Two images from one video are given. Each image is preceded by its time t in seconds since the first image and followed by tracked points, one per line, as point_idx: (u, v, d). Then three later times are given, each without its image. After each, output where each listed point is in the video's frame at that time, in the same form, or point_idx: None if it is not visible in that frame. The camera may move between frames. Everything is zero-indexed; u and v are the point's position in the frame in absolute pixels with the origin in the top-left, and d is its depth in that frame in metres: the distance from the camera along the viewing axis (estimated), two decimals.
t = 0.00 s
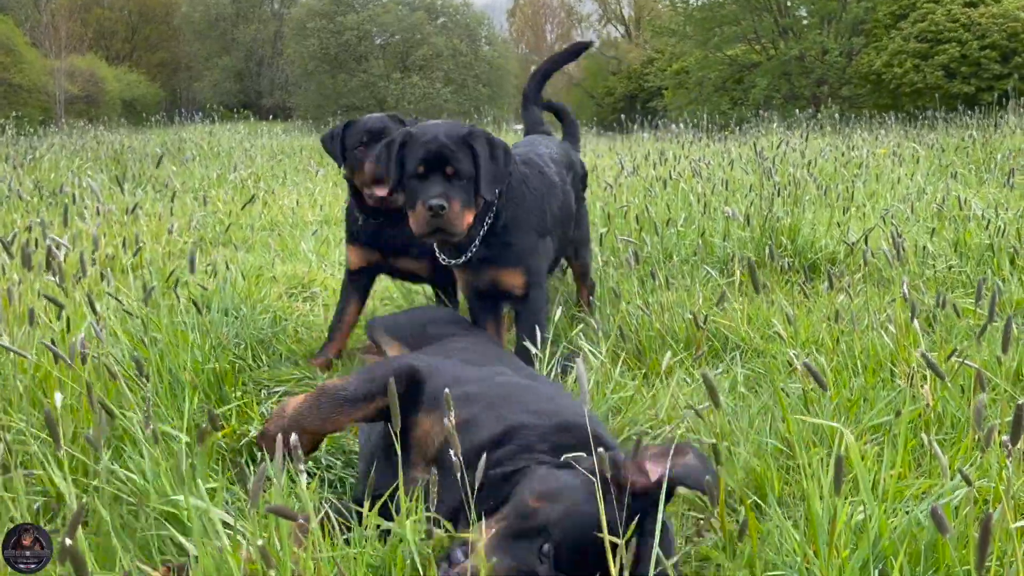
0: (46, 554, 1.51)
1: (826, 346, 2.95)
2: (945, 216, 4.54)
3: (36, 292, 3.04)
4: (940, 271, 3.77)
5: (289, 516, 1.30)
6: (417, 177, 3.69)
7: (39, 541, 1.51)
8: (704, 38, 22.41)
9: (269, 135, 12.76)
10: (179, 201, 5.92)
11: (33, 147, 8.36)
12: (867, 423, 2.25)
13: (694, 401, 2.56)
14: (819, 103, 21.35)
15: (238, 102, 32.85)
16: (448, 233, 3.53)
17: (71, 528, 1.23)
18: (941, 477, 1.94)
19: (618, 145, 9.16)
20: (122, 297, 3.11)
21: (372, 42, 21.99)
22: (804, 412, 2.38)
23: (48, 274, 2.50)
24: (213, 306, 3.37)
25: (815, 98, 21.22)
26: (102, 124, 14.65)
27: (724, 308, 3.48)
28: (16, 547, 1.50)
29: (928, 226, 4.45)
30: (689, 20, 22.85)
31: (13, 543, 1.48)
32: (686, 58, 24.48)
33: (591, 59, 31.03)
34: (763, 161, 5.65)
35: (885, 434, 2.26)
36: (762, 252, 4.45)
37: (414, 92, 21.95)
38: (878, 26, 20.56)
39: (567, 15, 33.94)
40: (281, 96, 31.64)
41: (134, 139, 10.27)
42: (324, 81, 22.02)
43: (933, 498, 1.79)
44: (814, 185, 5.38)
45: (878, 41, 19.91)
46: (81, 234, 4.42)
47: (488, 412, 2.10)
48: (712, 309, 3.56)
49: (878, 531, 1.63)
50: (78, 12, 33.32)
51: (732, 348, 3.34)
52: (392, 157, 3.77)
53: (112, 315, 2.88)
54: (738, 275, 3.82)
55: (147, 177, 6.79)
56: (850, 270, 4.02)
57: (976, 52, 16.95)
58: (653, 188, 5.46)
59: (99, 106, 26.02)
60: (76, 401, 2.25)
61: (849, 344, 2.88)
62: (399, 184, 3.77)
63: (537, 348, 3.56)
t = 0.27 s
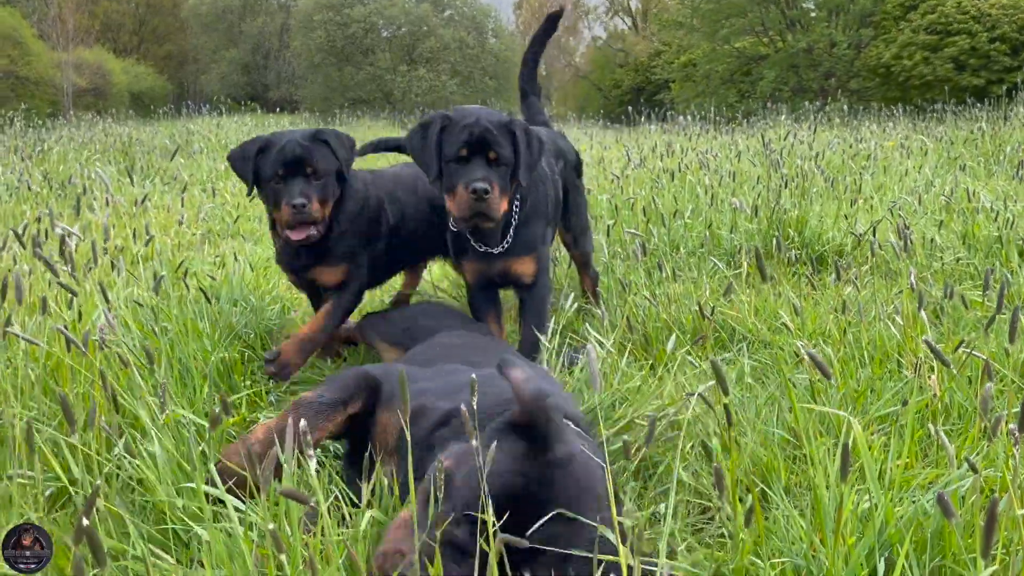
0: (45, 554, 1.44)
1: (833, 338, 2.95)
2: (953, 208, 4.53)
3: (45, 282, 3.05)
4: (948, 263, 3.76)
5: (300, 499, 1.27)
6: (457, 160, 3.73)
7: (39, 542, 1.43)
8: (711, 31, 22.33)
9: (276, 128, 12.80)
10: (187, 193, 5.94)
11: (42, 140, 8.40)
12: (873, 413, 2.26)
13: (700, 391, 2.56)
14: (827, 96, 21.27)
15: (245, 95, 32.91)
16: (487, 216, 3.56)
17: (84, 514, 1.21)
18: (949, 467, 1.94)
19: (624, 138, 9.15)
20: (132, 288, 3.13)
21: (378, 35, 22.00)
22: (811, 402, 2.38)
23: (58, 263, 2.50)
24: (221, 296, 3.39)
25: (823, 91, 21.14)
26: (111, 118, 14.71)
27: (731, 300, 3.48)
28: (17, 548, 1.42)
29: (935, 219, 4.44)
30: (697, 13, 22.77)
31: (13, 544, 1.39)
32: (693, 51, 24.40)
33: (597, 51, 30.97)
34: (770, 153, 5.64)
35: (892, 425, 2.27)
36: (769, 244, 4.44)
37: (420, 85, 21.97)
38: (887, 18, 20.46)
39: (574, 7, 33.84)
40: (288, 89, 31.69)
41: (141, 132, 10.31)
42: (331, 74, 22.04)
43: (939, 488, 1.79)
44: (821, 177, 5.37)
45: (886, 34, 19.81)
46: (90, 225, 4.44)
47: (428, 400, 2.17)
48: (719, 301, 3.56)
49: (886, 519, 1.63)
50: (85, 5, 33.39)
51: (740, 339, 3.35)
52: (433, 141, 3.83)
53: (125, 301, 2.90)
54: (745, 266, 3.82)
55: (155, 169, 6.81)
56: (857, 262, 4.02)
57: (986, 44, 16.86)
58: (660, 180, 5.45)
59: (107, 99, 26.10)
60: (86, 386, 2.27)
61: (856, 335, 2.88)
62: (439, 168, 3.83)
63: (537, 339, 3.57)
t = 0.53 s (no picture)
0: (45, 554, 1.47)
1: (844, 327, 2.96)
2: (967, 200, 4.51)
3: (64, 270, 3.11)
4: (961, 254, 3.75)
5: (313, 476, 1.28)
6: (491, 164, 3.91)
7: (39, 541, 1.47)
8: (724, 23, 22.20)
9: (288, 121, 12.84)
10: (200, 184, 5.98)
11: (57, 132, 8.47)
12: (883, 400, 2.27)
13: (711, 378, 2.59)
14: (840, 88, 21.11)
15: (257, 88, 33.00)
16: (520, 219, 3.71)
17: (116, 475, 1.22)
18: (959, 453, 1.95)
19: (635, 130, 9.13)
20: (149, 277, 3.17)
21: (389, 28, 22.00)
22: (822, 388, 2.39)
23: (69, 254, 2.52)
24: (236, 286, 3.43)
25: (836, 84, 21.00)
26: (124, 110, 14.80)
27: (742, 290, 3.49)
28: (16, 547, 1.46)
29: (948, 210, 4.43)
30: (709, 5, 22.62)
31: (13, 544, 1.44)
32: (706, 44, 24.28)
33: (609, 44, 30.87)
34: (782, 145, 5.63)
35: (902, 412, 2.28)
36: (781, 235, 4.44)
37: (431, 78, 21.99)
38: (902, 10, 20.25)
39: None
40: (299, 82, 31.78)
41: (155, 124, 10.38)
42: (342, 67, 22.07)
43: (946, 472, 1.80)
44: (834, 168, 5.36)
45: (901, 25, 19.63)
46: (105, 215, 4.49)
47: (432, 402, 2.27)
48: (731, 292, 3.56)
49: (894, 503, 1.64)
50: None
51: (751, 329, 3.36)
52: (463, 145, 4.04)
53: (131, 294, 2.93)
54: (756, 257, 3.82)
55: (168, 161, 6.86)
56: (870, 253, 4.01)
57: (1003, 36, 16.69)
58: (671, 171, 5.46)
59: (120, 93, 26.26)
60: (95, 370, 2.32)
61: (866, 325, 2.89)
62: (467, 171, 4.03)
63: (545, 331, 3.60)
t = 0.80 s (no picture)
0: (45, 554, 1.51)
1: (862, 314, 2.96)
2: (986, 189, 4.49)
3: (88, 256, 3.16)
4: (980, 243, 3.74)
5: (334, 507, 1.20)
6: (569, 175, 3.99)
7: (39, 542, 1.51)
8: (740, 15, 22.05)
9: (303, 112, 12.91)
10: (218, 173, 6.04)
11: (77, 123, 8.57)
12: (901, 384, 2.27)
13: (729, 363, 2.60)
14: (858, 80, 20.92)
15: (272, 81, 33.16)
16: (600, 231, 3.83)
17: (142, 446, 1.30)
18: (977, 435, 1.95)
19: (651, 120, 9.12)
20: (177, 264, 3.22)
21: (404, 21, 22.04)
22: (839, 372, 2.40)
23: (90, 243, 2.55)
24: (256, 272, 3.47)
25: (854, 76, 20.82)
26: (142, 102, 14.94)
27: (759, 278, 3.49)
28: (17, 547, 1.51)
29: (968, 200, 4.41)
30: None
31: (13, 544, 1.49)
32: (722, 35, 24.13)
33: (624, 36, 30.73)
34: (799, 134, 5.61)
35: (920, 396, 2.28)
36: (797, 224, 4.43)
37: (445, 71, 22.00)
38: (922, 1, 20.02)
39: None
40: (315, 75, 31.92)
41: (173, 115, 10.48)
42: (357, 60, 22.13)
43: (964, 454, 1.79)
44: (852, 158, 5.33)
45: (920, 17, 19.42)
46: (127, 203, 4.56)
47: (443, 386, 2.25)
48: (748, 280, 3.57)
49: (913, 482, 1.62)
50: None
51: (767, 316, 3.36)
52: (535, 154, 4.03)
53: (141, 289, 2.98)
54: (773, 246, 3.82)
55: (186, 151, 6.93)
56: (887, 243, 4.00)
57: None
58: (688, 160, 5.45)
59: (138, 85, 26.48)
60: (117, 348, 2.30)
61: (884, 311, 2.89)
62: (541, 180, 4.03)
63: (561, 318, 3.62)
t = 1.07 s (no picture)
0: (45, 554, 1.52)
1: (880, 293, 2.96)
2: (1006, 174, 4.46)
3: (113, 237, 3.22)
4: (999, 227, 3.72)
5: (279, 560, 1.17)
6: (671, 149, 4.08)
7: (39, 542, 1.52)
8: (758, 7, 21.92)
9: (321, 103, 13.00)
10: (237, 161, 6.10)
11: (100, 113, 8.68)
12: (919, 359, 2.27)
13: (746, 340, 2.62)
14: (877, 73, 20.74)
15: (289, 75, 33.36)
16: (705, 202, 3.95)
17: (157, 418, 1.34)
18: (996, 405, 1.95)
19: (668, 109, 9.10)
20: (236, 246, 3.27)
21: (421, 14, 22.10)
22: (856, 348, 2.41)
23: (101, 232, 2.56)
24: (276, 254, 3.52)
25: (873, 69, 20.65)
26: (162, 93, 15.10)
27: (776, 261, 3.50)
28: (17, 547, 1.51)
29: (987, 185, 4.38)
30: None
31: (13, 545, 1.49)
32: (739, 28, 24.00)
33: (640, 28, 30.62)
34: (817, 121, 5.59)
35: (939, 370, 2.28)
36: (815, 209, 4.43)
37: (461, 64, 22.05)
38: None
39: None
40: (331, 69, 32.07)
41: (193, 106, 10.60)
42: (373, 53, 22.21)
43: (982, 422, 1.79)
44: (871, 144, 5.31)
45: (941, 8, 19.21)
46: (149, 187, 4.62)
47: (458, 360, 2.27)
48: (765, 263, 3.58)
49: (929, 447, 1.63)
50: None
51: (784, 299, 3.37)
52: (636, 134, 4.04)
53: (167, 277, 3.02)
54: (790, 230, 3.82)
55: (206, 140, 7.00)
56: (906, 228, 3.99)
57: None
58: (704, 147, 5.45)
59: (157, 79, 26.75)
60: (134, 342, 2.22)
61: (902, 291, 2.89)
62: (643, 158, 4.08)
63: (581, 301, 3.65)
